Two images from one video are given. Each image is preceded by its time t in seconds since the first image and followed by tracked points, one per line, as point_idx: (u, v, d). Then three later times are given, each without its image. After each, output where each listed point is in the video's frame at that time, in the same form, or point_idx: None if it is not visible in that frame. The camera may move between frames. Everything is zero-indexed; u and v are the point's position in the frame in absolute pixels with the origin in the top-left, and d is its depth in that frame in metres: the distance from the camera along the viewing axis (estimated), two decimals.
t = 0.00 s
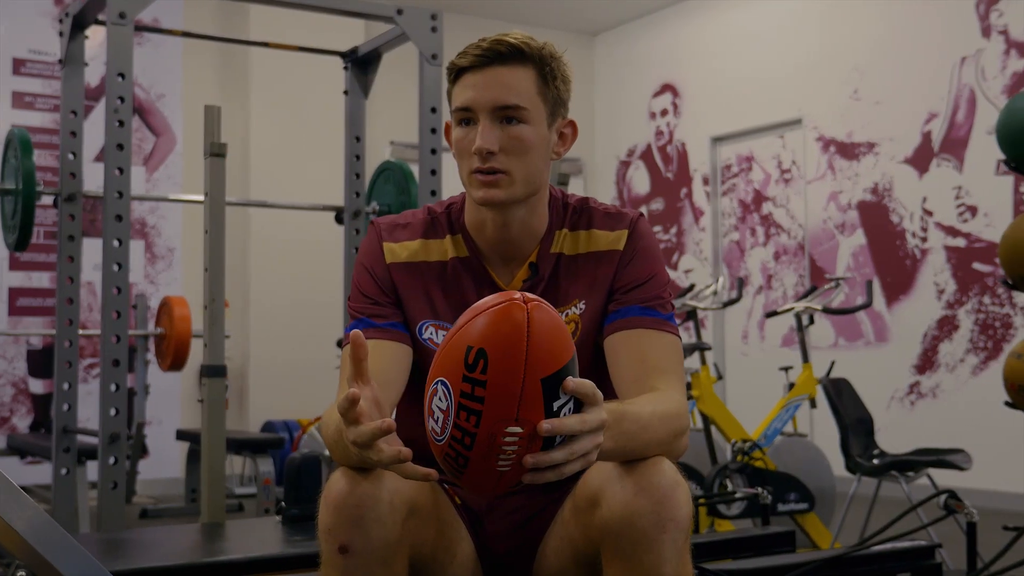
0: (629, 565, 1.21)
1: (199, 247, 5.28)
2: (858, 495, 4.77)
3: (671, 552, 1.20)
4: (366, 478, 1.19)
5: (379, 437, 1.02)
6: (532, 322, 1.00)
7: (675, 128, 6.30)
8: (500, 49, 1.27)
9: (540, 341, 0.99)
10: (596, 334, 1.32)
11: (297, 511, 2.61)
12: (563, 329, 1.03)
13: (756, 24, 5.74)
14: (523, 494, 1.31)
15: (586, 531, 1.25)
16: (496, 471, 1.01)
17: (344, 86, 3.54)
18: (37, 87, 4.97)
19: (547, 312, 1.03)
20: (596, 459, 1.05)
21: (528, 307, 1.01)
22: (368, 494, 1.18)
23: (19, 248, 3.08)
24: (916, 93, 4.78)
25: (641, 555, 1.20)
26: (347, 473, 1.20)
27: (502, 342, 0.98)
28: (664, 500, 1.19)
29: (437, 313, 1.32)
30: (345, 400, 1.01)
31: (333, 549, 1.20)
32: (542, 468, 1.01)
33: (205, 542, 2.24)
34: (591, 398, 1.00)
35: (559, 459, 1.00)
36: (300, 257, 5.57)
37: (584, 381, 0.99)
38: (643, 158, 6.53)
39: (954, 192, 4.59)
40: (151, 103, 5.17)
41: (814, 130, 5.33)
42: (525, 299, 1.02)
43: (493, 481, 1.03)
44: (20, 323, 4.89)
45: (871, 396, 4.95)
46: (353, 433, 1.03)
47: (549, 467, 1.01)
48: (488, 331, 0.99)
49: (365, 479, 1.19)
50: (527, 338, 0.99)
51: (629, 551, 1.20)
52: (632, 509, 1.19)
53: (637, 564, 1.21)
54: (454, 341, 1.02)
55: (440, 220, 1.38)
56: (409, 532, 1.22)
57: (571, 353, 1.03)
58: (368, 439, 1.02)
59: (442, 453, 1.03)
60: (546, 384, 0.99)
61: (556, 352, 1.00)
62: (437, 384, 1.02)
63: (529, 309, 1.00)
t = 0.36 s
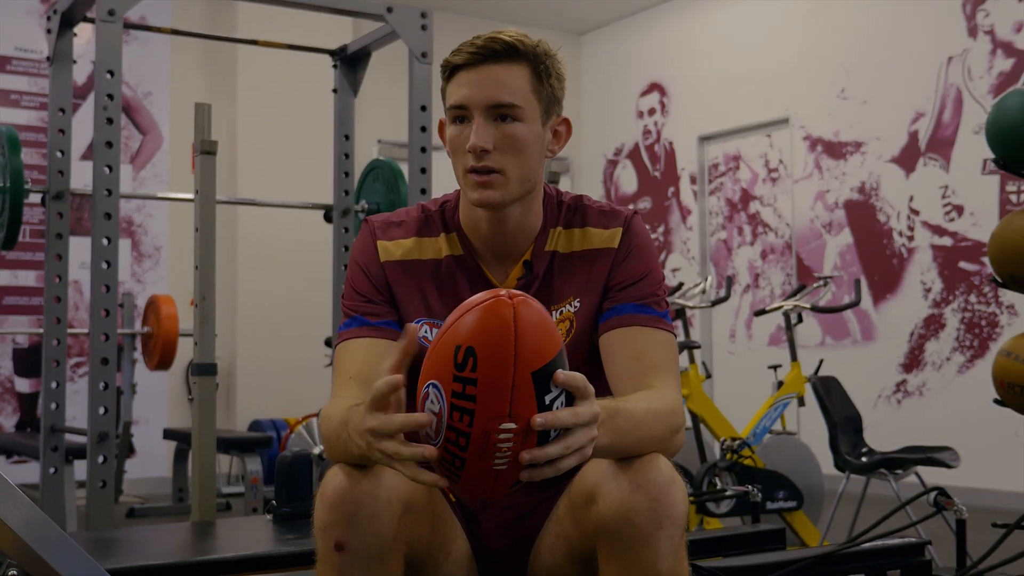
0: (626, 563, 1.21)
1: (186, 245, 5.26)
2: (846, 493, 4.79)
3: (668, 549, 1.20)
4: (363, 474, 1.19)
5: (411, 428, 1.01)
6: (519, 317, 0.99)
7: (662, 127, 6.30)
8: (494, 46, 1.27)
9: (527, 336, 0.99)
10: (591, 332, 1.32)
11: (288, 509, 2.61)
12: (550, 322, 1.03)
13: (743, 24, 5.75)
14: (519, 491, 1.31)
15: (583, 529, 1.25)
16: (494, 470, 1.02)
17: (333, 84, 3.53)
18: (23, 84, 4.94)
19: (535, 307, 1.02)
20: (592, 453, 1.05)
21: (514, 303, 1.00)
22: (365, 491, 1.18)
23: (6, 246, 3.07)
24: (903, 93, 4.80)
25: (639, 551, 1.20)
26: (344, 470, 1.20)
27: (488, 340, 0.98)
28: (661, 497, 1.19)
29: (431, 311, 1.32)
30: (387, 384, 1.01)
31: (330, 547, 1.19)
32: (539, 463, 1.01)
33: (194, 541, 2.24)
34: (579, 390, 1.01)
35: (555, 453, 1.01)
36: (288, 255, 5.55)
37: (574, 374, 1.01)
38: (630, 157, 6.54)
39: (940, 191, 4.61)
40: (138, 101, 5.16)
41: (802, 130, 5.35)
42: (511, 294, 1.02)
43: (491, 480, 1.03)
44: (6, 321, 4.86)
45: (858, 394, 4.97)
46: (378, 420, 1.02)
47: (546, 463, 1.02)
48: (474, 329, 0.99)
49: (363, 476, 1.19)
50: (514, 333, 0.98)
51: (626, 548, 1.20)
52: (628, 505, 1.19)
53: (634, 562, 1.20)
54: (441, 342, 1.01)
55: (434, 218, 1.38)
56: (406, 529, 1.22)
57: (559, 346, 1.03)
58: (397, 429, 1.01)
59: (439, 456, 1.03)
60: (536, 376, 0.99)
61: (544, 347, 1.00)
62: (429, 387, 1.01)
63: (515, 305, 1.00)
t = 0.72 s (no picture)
0: (624, 561, 1.21)
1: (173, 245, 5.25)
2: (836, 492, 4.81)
3: (667, 547, 1.20)
4: (361, 474, 1.18)
5: (416, 439, 0.99)
6: (505, 327, 0.97)
7: (650, 127, 6.31)
8: (491, 46, 1.28)
9: (514, 345, 0.98)
10: (587, 331, 1.32)
11: (280, 509, 2.60)
12: (535, 327, 1.01)
13: (732, 23, 5.76)
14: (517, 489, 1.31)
15: (580, 528, 1.25)
16: (490, 478, 1.01)
17: (324, 84, 3.53)
18: (10, 83, 4.92)
19: (520, 312, 1.01)
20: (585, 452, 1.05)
21: (498, 313, 0.98)
22: (362, 490, 1.18)
23: None
24: (892, 93, 4.82)
25: (638, 551, 1.20)
26: (342, 469, 1.19)
27: (472, 351, 0.96)
28: (659, 496, 1.19)
29: (428, 310, 1.32)
30: (405, 390, 0.99)
31: (327, 547, 1.20)
32: (535, 469, 1.01)
33: (185, 540, 2.23)
34: (567, 393, 1.01)
35: (550, 458, 1.00)
36: (277, 255, 5.54)
37: (564, 377, 1.00)
38: (619, 158, 6.55)
39: (928, 191, 4.63)
40: (126, 100, 5.14)
41: (790, 130, 5.37)
42: (494, 303, 1.00)
43: (488, 487, 1.03)
44: None
45: (847, 393, 4.99)
46: (389, 422, 1.01)
47: (541, 467, 1.01)
48: (458, 341, 0.97)
49: (360, 476, 1.18)
50: (500, 343, 0.97)
51: (625, 547, 1.20)
52: (627, 504, 1.19)
53: (633, 561, 1.20)
54: (430, 352, 0.99)
55: (430, 216, 1.38)
56: (404, 528, 1.22)
57: (547, 351, 1.02)
58: (408, 438, 0.99)
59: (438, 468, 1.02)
60: (527, 383, 0.97)
61: (531, 353, 0.99)
62: (419, 400, 0.99)
63: (500, 314, 0.98)
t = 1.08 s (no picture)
0: (630, 563, 1.19)
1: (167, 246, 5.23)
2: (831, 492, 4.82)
3: (671, 548, 1.19)
4: (358, 475, 1.19)
5: (373, 448, 1.02)
6: (373, 317, 1.00)
7: (643, 128, 6.32)
8: (498, 46, 1.28)
9: (388, 328, 1.00)
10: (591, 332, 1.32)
11: (276, 510, 2.61)
12: (400, 296, 1.04)
13: (725, 25, 5.76)
14: (518, 489, 1.34)
15: (584, 528, 1.25)
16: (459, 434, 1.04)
17: (317, 84, 3.52)
18: (2, 84, 4.90)
19: (380, 293, 1.03)
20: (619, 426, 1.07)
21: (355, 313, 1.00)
22: (360, 491, 1.18)
23: None
24: (884, 94, 4.83)
25: (642, 552, 1.19)
26: (342, 471, 1.19)
27: (354, 357, 0.98)
28: (665, 496, 1.18)
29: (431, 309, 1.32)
30: (331, 417, 1.02)
31: (330, 548, 1.19)
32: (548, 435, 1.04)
33: (181, 542, 2.22)
34: (609, 373, 1.03)
35: (580, 428, 1.03)
36: (269, 256, 5.53)
37: (612, 363, 1.03)
38: (611, 158, 6.55)
39: (921, 192, 4.65)
40: (119, 101, 5.13)
41: (783, 130, 5.38)
42: (349, 304, 1.02)
43: (464, 441, 1.05)
44: None
45: (840, 394, 5.00)
46: (345, 443, 1.04)
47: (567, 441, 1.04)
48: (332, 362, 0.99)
49: (362, 476, 1.19)
50: (375, 337, 0.99)
51: (629, 548, 1.19)
52: (632, 504, 1.18)
53: (637, 562, 1.19)
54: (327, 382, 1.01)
55: (434, 216, 1.38)
56: (407, 529, 1.22)
57: (423, 304, 1.04)
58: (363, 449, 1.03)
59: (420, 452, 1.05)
60: (420, 346, 1.00)
61: (406, 324, 1.01)
62: (348, 420, 1.02)
63: (361, 308, 1.00)
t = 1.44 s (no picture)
0: (632, 565, 1.21)
1: (163, 247, 5.23)
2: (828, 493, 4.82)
3: (674, 551, 1.20)
4: (368, 479, 1.19)
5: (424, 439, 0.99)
6: (497, 322, 0.97)
7: (638, 129, 6.32)
8: (499, 48, 1.28)
9: (510, 338, 0.98)
10: (592, 335, 1.33)
11: (274, 512, 2.61)
12: (527, 319, 1.01)
13: (720, 26, 5.77)
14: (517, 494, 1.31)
15: (585, 531, 1.25)
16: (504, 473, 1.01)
17: (313, 86, 3.52)
18: None
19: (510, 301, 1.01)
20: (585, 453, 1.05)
21: (488, 306, 0.98)
22: (367, 494, 1.18)
23: None
24: (879, 95, 4.84)
25: (645, 555, 1.20)
26: (348, 473, 1.19)
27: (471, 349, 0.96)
28: (667, 499, 1.19)
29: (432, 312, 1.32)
30: (406, 394, 0.99)
31: (333, 551, 1.19)
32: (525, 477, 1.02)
33: (179, 544, 2.22)
34: (565, 400, 1.00)
35: (541, 467, 1.01)
36: (265, 258, 5.53)
37: (563, 389, 1.00)
38: (607, 159, 6.56)
39: (916, 193, 4.65)
40: (114, 102, 5.12)
41: (778, 131, 5.39)
42: (484, 296, 1.00)
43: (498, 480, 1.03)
44: None
45: (836, 395, 5.00)
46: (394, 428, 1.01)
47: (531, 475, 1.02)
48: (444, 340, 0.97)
49: (362, 480, 1.18)
50: (497, 339, 0.97)
51: (631, 550, 1.20)
52: (634, 508, 1.19)
53: (639, 564, 1.20)
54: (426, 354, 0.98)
55: (435, 218, 1.38)
56: (410, 532, 1.22)
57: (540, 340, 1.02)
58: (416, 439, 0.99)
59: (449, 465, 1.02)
60: (529, 374, 0.98)
61: (526, 345, 0.98)
62: (422, 403, 0.99)
63: (491, 307, 0.98)
